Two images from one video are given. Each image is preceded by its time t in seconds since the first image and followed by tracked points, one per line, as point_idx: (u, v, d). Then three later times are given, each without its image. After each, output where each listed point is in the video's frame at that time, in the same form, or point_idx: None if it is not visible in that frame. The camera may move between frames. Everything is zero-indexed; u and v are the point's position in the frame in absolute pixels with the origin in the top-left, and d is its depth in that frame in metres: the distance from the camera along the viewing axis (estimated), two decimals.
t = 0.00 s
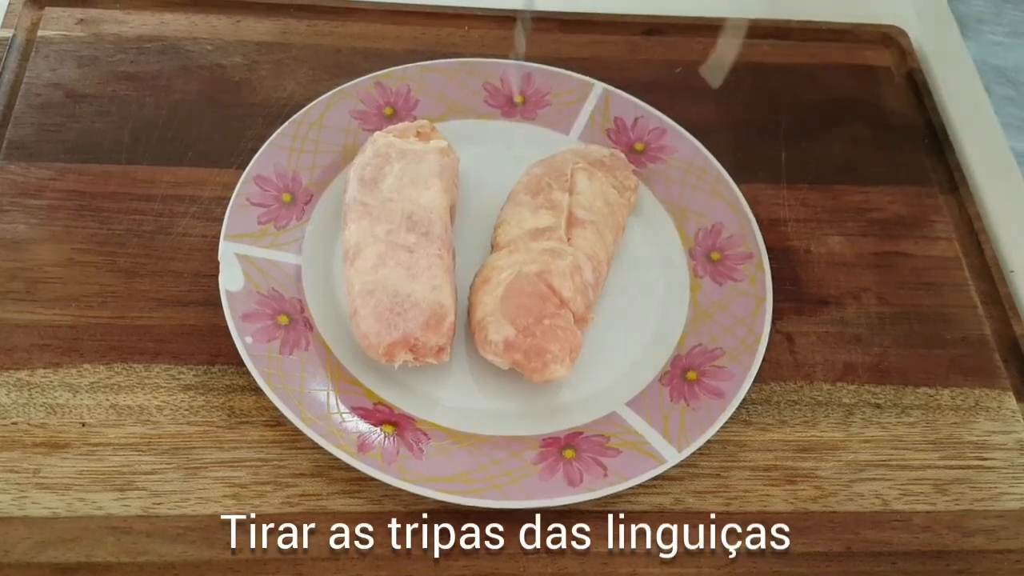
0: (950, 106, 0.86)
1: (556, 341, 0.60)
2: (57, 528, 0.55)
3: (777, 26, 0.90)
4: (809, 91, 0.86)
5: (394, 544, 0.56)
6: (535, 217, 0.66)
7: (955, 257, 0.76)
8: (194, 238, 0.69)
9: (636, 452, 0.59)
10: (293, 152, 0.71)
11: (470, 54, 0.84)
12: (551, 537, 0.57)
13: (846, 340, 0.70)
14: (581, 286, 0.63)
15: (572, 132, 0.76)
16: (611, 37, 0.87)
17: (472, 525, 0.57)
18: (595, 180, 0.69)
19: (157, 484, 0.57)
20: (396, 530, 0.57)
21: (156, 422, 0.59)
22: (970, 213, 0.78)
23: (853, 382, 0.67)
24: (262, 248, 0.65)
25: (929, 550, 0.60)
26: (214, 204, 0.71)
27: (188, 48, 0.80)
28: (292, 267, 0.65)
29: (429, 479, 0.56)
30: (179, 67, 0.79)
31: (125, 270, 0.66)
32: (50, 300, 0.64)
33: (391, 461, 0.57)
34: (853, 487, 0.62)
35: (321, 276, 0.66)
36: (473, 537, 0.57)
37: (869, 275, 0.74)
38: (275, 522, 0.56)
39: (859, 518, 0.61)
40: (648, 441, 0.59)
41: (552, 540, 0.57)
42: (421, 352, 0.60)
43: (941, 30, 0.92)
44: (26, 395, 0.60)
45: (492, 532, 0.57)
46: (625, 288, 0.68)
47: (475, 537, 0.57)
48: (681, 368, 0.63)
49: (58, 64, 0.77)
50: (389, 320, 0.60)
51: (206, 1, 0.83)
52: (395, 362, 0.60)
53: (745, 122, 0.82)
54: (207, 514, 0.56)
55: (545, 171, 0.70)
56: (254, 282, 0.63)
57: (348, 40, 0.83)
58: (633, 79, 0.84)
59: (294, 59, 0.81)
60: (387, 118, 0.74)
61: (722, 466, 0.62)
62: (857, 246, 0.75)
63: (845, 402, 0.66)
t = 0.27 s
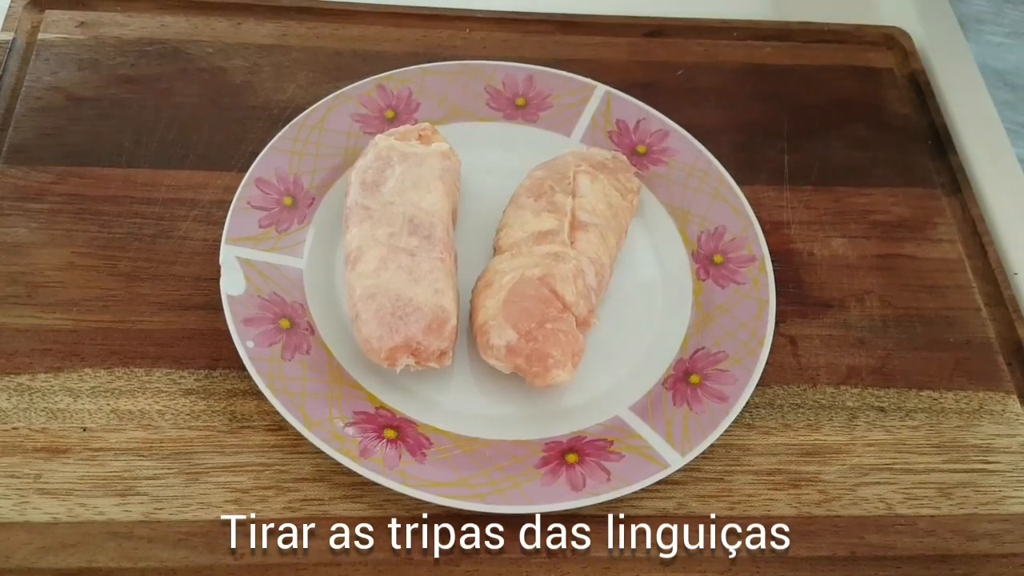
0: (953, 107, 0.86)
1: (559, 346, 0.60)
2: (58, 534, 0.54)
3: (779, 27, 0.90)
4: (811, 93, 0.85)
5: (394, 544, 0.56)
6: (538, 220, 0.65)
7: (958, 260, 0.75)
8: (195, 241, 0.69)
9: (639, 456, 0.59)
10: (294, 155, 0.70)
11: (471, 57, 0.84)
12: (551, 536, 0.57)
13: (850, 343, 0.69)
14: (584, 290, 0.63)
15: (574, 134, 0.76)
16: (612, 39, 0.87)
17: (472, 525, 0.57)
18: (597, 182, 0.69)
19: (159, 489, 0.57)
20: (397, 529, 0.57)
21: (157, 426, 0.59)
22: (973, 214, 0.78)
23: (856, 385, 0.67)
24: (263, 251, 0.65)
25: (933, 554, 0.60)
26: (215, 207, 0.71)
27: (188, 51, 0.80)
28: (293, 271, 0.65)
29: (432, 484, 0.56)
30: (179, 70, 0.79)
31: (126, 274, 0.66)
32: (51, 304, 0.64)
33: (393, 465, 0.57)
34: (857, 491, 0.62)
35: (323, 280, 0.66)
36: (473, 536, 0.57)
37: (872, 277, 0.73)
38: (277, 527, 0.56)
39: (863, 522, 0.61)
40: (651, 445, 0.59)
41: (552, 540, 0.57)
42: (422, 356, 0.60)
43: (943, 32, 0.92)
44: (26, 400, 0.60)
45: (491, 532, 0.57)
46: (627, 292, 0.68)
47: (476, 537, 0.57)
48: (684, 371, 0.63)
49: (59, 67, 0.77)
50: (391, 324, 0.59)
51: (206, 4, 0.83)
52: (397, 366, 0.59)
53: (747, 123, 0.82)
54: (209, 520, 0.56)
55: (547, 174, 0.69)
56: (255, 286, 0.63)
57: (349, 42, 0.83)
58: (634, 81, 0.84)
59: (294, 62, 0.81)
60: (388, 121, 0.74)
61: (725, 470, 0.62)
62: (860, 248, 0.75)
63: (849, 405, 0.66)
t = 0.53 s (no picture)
0: (955, 109, 0.86)
1: (562, 348, 0.60)
2: (59, 539, 0.54)
3: (780, 28, 0.89)
4: (812, 93, 0.85)
5: (395, 544, 0.56)
6: (540, 222, 0.65)
7: (961, 260, 0.75)
8: (196, 244, 0.68)
9: (642, 458, 0.58)
10: (295, 157, 0.70)
11: (472, 58, 0.83)
12: (551, 536, 0.57)
13: (854, 344, 0.69)
14: (587, 292, 0.62)
15: (576, 135, 0.76)
16: (613, 39, 0.86)
17: (472, 525, 0.57)
18: (600, 183, 0.68)
19: (161, 493, 0.56)
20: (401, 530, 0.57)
21: (159, 430, 0.59)
22: (976, 214, 0.78)
23: (861, 386, 0.67)
24: (265, 254, 0.65)
25: (938, 556, 0.60)
26: (216, 209, 0.70)
27: (189, 53, 0.80)
28: (294, 274, 0.65)
29: (435, 487, 0.56)
30: (180, 72, 0.79)
31: (127, 277, 0.66)
32: (51, 308, 0.64)
33: (397, 468, 0.56)
34: (861, 493, 0.62)
35: (325, 283, 0.65)
36: (473, 536, 0.57)
37: (876, 278, 0.73)
38: (280, 531, 0.56)
39: (868, 524, 0.61)
40: (655, 447, 0.59)
41: (552, 540, 0.57)
42: (425, 359, 0.60)
43: (943, 30, 0.92)
44: (27, 404, 0.59)
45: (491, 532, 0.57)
46: (631, 294, 0.67)
47: (476, 536, 0.57)
48: (688, 373, 0.63)
49: (58, 70, 0.77)
50: (394, 326, 0.59)
51: (205, 6, 0.83)
52: (400, 369, 0.59)
53: (750, 123, 0.82)
54: (211, 524, 0.56)
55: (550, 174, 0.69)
56: (257, 288, 0.63)
57: (349, 43, 0.82)
58: (635, 81, 0.83)
59: (294, 64, 0.80)
60: (390, 123, 0.74)
61: (730, 472, 0.61)
62: (863, 248, 0.74)
63: (853, 406, 0.66)
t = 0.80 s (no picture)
0: (955, 105, 0.86)
1: (566, 349, 0.59)
2: (62, 544, 0.54)
3: (780, 25, 0.89)
4: (813, 90, 0.85)
5: (394, 543, 0.56)
6: (543, 221, 0.65)
7: (964, 257, 0.75)
8: (196, 246, 0.68)
9: (648, 458, 0.58)
10: (295, 158, 0.70)
11: (472, 57, 0.83)
12: (551, 536, 0.56)
13: (858, 341, 0.69)
14: (591, 292, 0.62)
15: (577, 134, 0.75)
16: (614, 38, 0.86)
17: (472, 525, 0.57)
18: (602, 182, 0.68)
19: (164, 497, 0.56)
20: (406, 534, 0.56)
21: (161, 434, 0.59)
22: (977, 210, 0.78)
23: (865, 384, 0.67)
24: (266, 255, 0.64)
25: (945, 554, 0.60)
26: (216, 211, 0.70)
27: (187, 54, 0.79)
28: (296, 276, 0.64)
29: (440, 489, 0.56)
30: (178, 73, 0.78)
31: (127, 280, 0.65)
32: (51, 311, 0.63)
33: (401, 470, 0.56)
34: (867, 491, 0.62)
35: (327, 284, 0.65)
36: (473, 537, 0.56)
37: (879, 275, 0.73)
38: (285, 534, 0.55)
39: (874, 522, 0.60)
40: (660, 447, 0.58)
41: (553, 540, 0.56)
42: (429, 360, 0.59)
43: (943, 26, 0.92)
44: (28, 408, 0.59)
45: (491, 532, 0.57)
46: (634, 293, 0.67)
47: (476, 536, 0.56)
48: (692, 372, 0.62)
49: (56, 72, 0.76)
50: (398, 327, 0.59)
51: (204, 7, 0.82)
52: (404, 370, 0.59)
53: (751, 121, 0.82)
54: (215, 527, 0.55)
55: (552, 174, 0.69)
56: (259, 290, 0.62)
57: (349, 43, 0.82)
58: (636, 80, 0.83)
59: (294, 64, 0.80)
60: (391, 123, 0.73)
61: (735, 471, 0.61)
62: (865, 246, 0.74)
63: (858, 404, 0.66)
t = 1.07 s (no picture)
0: (963, 100, 0.85)
1: (580, 357, 0.58)
2: (72, 562, 0.52)
3: (786, 19, 0.88)
4: (820, 86, 0.84)
5: (394, 543, 0.55)
6: (555, 225, 0.64)
7: (975, 254, 0.74)
8: (201, 252, 0.67)
9: (666, 466, 0.57)
10: (300, 161, 0.68)
11: (476, 54, 0.82)
12: (551, 536, 0.56)
13: (871, 342, 0.68)
14: (605, 298, 0.61)
15: (585, 133, 0.74)
16: (618, 33, 0.85)
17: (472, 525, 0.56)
18: (613, 184, 0.67)
19: (175, 512, 0.55)
20: (422, 546, 0.56)
21: (171, 447, 0.57)
22: (988, 207, 0.77)
23: (880, 386, 0.66)
24: (274, 262, 0.63)
25: (963, 557, 0.59)
26: (220, 216, 0.69)
27: (186, 53, 0.78)
28: (304, 282, 0.63)
29: (457, 501, 0.55)
30: (177, 73, 0.76)
31: (131, 288, 0.64)
32: (54, 321, 0.62)
33: (417, 482, 0.55)
34: (885, 495, 0.61)
35: (336, 292, 0.64)
36: (473, 536, 0.56)
37: (891, 275, 0.72)
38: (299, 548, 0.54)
39: (892, 527, 0.60)
40: (678, 455, 0.57)
41: (552, 540, 0.56)
42: (442, 369, 0.58)
43: (949, 19, 0.91)
44: (33, 422, 0.57)
45: (490, 532, 0.56)
46: (647, 296, 0.66)
47: (476, 537, 0.56)
48: (708, 377, 0.61)
49: (51, 73, 0.75)
50: (411, 337, 0.58)
51: (201, 4, 0.80)
52: (417, 379, 0.58)
53: (759, 119, 0.81)
54: (228, 542, 0.54)
55: (562, 175, 0.68)
56: (267, 298, 0.61)
57: (350, 41, 0.81)
58: (642, 77, 0.82)
59: (294, 63, 0.78)
60: (396, 124, 0.72)
61: (752, 477, 0.60)
62: (877, 245, 0.74)
63: (873, 407, 0.65)
